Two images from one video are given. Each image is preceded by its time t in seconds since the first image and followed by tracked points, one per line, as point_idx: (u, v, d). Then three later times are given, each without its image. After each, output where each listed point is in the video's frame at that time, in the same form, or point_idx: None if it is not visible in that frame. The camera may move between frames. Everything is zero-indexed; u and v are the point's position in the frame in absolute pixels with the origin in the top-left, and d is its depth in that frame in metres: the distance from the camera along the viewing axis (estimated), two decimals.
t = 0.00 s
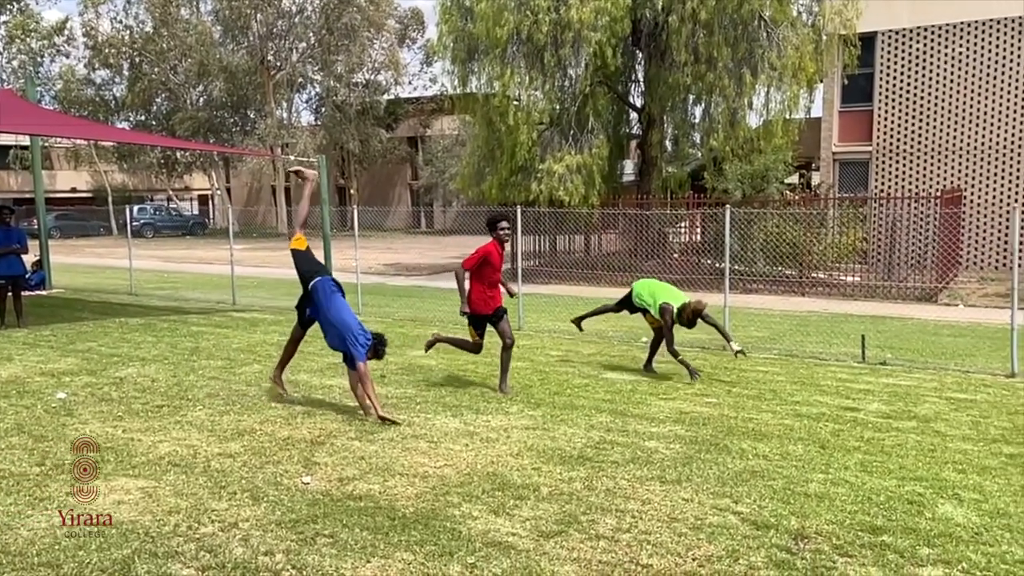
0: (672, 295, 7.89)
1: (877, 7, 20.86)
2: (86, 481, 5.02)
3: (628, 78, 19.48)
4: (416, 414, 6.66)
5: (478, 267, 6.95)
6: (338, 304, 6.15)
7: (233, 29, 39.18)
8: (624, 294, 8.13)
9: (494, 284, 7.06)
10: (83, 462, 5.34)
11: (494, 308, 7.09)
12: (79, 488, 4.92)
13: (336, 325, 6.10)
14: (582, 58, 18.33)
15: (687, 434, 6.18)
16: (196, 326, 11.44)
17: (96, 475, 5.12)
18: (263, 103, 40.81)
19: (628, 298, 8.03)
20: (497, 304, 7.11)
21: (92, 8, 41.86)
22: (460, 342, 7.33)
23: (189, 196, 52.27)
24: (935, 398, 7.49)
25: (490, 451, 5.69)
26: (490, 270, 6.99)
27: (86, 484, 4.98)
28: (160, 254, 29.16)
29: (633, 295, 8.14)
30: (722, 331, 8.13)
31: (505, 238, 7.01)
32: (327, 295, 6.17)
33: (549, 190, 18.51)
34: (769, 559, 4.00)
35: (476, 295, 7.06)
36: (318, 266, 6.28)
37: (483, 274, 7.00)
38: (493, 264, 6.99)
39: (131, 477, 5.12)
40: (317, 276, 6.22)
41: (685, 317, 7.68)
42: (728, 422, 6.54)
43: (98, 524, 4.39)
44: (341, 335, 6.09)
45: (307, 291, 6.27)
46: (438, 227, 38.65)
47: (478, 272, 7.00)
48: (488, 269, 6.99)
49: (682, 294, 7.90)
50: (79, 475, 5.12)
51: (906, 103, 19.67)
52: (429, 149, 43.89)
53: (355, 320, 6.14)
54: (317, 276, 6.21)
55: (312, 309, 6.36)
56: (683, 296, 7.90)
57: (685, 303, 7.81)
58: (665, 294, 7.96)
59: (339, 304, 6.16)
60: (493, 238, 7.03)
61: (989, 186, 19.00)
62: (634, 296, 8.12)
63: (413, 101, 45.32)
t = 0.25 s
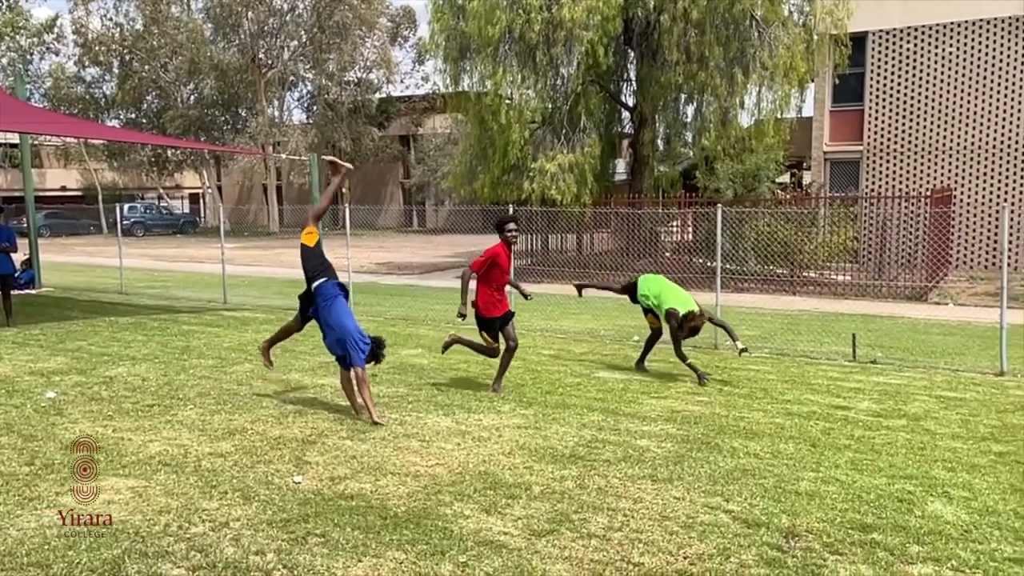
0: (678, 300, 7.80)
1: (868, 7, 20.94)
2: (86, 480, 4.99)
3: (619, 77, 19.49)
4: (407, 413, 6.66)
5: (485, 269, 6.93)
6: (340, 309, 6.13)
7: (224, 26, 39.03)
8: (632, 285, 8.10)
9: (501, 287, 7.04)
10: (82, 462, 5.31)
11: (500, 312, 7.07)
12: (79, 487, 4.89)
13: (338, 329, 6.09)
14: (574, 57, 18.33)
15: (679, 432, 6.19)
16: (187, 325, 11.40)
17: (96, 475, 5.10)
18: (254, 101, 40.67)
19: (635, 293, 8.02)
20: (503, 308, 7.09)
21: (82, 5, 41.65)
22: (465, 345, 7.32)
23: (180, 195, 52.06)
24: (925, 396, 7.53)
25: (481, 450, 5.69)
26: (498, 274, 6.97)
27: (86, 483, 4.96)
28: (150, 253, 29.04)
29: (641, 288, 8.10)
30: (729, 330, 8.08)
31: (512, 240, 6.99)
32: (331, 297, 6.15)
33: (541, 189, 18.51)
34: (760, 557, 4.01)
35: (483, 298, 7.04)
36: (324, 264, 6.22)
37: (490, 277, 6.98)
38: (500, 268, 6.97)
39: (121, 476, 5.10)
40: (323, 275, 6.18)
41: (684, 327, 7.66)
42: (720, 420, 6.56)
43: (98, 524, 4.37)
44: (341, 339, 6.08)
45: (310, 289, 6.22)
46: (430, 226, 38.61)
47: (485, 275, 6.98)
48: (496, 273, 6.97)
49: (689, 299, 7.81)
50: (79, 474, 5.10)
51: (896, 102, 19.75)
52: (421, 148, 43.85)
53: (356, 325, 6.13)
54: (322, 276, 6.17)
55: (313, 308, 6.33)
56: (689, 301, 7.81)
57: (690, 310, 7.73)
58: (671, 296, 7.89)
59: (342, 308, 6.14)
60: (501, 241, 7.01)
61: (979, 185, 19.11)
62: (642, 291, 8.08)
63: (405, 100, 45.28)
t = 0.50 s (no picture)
0: (684, 304, 7.77)
1: (861, 7, 20.96)
2: (86, 480, 4.98)
3: (613, 76, 19.50)
4: (401, 412, 6.65)
5: (493, 270, 6.89)
6: (341, 312, 6.10)
7: (218, 25, 38.93)
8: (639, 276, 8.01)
9: (508, 289, 6.98)
10: (82, 462, 5.29)
11: (508, 314, 7.02)
12: (79, 487, 4.87)
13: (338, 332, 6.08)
14: (568, 56, 18.33)
15: (672, 431, 6.20)
16: (179, 325, 11.37)
17: (96, 475, 5.08)
18: (247, 99, 40.58)
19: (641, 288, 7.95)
20: (510, 311, 7.05)
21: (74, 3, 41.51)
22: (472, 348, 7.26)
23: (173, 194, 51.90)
24: (917, 395, 7.55)
25: (475, 448, 5.69)
26: (506, 275, 6.92)
27: (87, 484, 4.94)
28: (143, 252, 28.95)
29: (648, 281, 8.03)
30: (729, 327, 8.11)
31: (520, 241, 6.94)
32: (335, 299, 6.11)
33: (535, 188, 18.50)
34: (753, 556, 4.02)
35: (491, 300, 6.99)
36: (329, 262, 6.14)
37: (498, 279, 6.93)
38: (508, 269, 6.92)
39: (113, 476, 5.08)
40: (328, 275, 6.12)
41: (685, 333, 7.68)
42: (713, 420, 6.57)
43: (98, 524, 4.36)
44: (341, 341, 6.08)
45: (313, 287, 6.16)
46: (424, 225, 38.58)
47: (494, 277, 6.93)
48: (504, 274, 6.92)
49: (694, 305, 7.77)
50: (79, 474, 5.08)
51: (889, 102, 19.79)
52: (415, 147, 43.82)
53: (356, 329, 6.14)
54: (327, 277, 6.11)
55: (312, 304, 6.29)
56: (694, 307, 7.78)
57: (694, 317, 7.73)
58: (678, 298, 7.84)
59: (344, 311, 6.11)
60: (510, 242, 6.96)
61: (971, 185, 19.17)
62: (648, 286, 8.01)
63: (398, 99, 45.27)
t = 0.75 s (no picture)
0: (689, 309, 7.69)
1: (852, 6, 20.34)
2: (86, 480, 4.96)
3: (607, 76, 19.51)
4: (394, 412, 6.65)
5: (502, 269, 6.93)
6: (342, 317, 6.08)
7: (210, 24, 38.80)
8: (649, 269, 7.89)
9: (517, 288, 7.02)
10: (82, 462, 5.27)
11: (516, 312, 7.03)
12: (79, 487, 4.86)
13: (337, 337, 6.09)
14: (561, 56, 18.33)
15: (665, 431, 6.21)
16: (171, 324, 11.32)
17: (96, 475, 5.07)
18: (240, 98, 40.45)
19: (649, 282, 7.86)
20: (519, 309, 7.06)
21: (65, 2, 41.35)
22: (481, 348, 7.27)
23: (165, 193, 51.71)
24: (909, 394, 7.58)
25: (468, 448, 5.69)
26: (515, 274, 6.96)
27: (85, 483, 4.93)
28: (134, 251, 28.85)
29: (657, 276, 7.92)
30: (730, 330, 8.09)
31: (529, 240, 6.99)
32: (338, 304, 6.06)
33: (528, 188, 18.50)
34: (746, 555, 4.03)
35: (501, 299, 7.02)
36: (336, 264, 6.06)
37: (508, 278, 6.97)
38: (517, 268, 6.96)
39: (104, 477, 5.06)
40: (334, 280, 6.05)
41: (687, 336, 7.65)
42: (706, 419, 6.58)
43: (98, 524, 4.35)
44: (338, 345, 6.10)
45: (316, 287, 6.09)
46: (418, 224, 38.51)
47: (503, 276, 6.97)
48: (513, 273, 6.96)
49: (699, 311, 7.70)
50: (79, 474, 5.06)
51: (881, 102, 19.87)
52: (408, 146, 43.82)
53: (356, 335, 6.15)
54: (332, 282, 6.04)
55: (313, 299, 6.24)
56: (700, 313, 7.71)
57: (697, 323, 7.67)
58: (685, 300, 7.75)
59: (346, 318, 6.09)
60: (519, 241, 7.01)
61: (962, 185, 19.27)
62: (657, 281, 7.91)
63: (392, 98, 45.23)
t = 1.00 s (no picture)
0: (693, 312, 7.69)
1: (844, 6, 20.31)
2: (86, 480, 4.95)
3: (600, 75, 19.52)
4: (387, 411, 6.64)
5: (510, 265, 6.93)
6: (343, 320, 6.08)
7: (203, 22, 38.68)
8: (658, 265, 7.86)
9: (525, 285, 7.00)
10: (86, 461, 5.26)
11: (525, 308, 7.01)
12: (80, 487, 4.85)
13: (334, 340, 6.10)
14: (555, 55, 18.33)
15: (658, 429, 6.22)
16: (164, 324, 11.28)
17: (97, 475, 5.05)
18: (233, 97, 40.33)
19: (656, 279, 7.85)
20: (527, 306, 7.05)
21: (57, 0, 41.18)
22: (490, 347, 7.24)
23: (158, 192, 51.55)
24: (901, 393, 7.61)
25: (462, 447, 5.68)
26: (523, 270, 6.95)
27: (85, 483, 4.91)
28: (126, 250, 28.75)
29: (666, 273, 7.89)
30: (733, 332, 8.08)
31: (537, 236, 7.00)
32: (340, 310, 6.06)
33: (522, 187, 18.49)
34: (738, 553, 4.04)
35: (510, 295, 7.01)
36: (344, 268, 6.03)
37: (516, 274, 6.97)
38: (525, 264, 6.95)
39: (96, 476, 5.05)
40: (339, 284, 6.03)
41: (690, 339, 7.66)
42: (699, 418, 6.59)
43: (98, 524, 4.33)
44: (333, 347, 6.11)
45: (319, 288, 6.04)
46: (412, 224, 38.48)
47: (511, 272, 6.98)
48: (521, 269, 6.96)
49: (703, 314, 7.70)
50: (80, 474, 5.05)
51: (874, 102, 19.94)
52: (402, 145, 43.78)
53: (354, 339, 6.18)
54: (336, 288, 6.01)
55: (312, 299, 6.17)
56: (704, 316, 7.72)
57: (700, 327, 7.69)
58: (690, 301, 7.75)
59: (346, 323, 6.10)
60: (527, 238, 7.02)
61: (954, 185, 19.35)
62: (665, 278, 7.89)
63: (385, 97, 45.19)
